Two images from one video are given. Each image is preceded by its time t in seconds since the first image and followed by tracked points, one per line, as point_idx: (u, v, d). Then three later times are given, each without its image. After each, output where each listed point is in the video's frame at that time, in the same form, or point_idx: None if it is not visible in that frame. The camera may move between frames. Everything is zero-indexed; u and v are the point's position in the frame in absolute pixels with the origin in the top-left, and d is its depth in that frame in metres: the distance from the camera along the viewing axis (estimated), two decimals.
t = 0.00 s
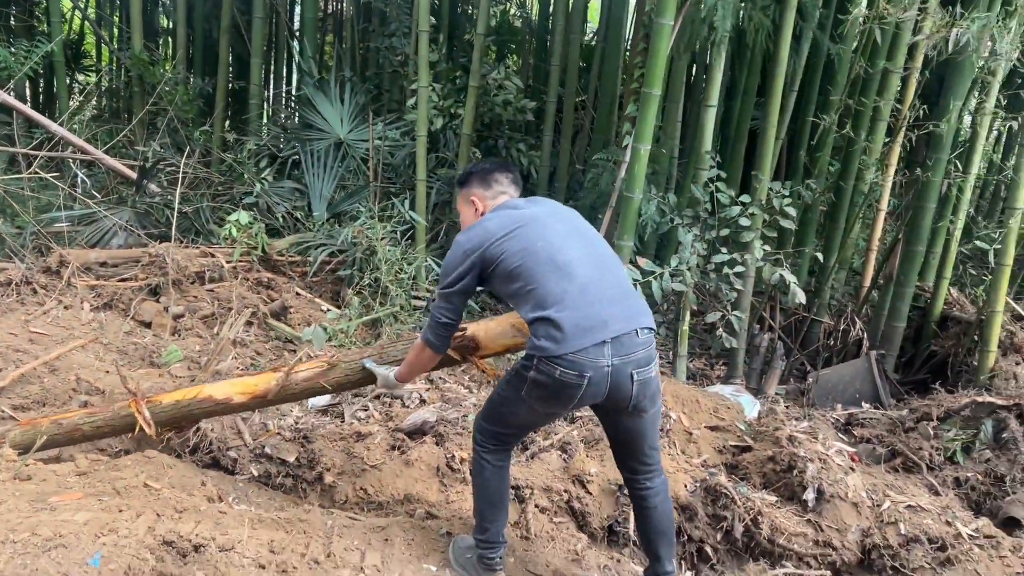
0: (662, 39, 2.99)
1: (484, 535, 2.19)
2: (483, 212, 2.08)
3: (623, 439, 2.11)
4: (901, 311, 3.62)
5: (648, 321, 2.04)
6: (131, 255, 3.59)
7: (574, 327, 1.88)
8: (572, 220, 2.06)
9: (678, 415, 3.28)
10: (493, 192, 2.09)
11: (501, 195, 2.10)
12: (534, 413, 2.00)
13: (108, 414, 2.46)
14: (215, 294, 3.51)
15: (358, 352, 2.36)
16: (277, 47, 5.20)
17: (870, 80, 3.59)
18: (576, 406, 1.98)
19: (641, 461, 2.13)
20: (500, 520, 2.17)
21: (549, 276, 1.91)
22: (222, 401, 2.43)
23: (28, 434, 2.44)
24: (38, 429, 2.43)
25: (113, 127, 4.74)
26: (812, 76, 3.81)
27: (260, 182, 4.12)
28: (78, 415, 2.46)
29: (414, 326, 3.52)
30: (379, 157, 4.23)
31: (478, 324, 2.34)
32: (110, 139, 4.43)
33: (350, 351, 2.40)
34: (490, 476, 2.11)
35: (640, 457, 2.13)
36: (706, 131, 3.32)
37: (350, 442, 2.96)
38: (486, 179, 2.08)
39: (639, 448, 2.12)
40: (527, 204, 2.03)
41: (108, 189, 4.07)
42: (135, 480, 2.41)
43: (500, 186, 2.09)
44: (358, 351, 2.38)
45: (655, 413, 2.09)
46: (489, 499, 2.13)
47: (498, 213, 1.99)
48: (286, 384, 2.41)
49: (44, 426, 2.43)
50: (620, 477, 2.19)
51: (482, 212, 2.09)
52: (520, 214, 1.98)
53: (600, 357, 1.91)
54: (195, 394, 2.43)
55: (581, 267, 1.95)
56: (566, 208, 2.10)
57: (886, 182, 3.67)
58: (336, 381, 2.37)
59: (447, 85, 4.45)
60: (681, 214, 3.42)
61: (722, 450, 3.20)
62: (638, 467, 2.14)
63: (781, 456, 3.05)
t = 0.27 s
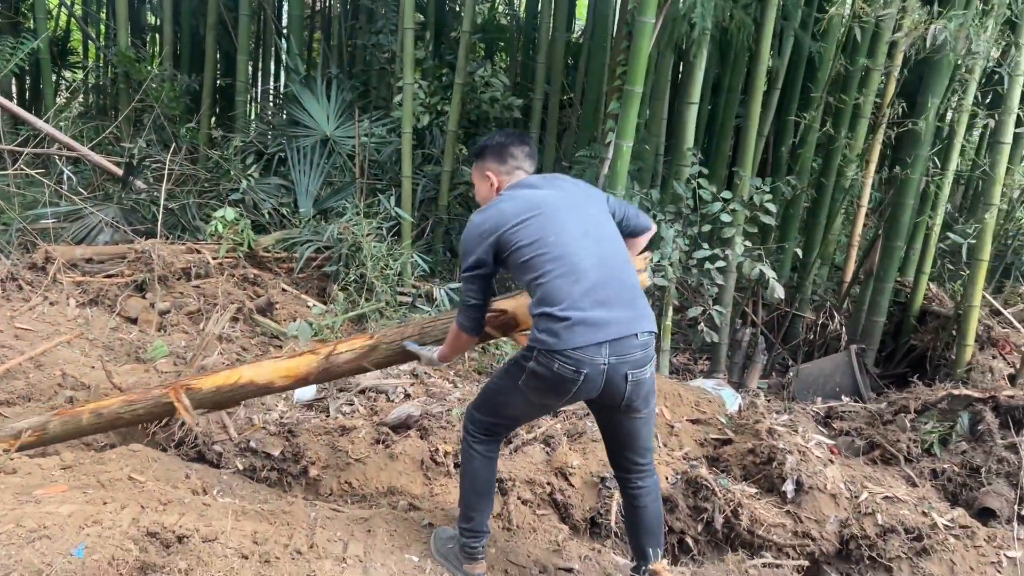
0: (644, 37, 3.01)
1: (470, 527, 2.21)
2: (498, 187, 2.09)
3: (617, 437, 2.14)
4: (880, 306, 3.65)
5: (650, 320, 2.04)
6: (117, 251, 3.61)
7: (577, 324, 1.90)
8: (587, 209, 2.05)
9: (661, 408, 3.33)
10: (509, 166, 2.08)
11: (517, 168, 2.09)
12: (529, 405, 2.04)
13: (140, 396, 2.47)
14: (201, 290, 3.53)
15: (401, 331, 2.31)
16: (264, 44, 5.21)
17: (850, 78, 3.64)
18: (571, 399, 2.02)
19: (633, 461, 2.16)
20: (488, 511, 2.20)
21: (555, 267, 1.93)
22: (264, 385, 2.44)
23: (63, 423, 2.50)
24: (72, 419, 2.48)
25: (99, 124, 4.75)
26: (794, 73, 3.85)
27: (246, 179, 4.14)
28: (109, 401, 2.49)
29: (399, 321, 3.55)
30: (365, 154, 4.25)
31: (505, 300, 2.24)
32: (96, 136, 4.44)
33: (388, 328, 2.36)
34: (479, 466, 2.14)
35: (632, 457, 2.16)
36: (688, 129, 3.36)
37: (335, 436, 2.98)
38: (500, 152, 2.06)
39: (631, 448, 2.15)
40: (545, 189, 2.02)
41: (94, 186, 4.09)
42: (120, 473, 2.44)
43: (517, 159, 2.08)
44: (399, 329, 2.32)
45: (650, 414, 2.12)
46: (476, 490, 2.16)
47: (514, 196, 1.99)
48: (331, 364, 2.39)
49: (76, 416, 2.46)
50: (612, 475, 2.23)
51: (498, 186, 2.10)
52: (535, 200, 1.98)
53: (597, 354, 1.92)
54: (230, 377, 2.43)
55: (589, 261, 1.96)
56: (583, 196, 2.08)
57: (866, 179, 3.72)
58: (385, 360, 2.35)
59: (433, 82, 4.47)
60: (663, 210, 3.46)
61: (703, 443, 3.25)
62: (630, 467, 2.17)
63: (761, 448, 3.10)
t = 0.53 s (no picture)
0: (621, 39, 3.03)
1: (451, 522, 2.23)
2: (518, 144, 2.02)
3: (601, 428, 2.14)
4: (856, 305, 3.70)
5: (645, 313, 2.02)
6: (98, 252, 3.63)
7: (567, 319, 1.90)
8: (603, 185, 1.96)
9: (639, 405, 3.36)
10: (526, 120, 1.99)
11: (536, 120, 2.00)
12: (518, 390, 2.06)
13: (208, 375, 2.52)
14: (182, 290, 3.55)
15: (469, 288, 2.29)
16: (248, 45, 5.22)
17: (827, 79, 3.67)
18: (558, 385, 2.03)
19: (614, 453, 2.15)
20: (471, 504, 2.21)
21: (556, 255, 1.89)
22: (336, 354, 2.44)
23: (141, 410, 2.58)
24: (147, 405, 2.56)
25: (81, 125, 4.75)
26: (773, 73, 3.89)
27: (228, 179, 4.16)
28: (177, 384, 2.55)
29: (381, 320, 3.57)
30: (348, 154, 4.27)
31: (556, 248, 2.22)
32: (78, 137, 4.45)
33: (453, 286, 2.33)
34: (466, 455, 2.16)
35: (614, 450, 2.15)
36: (666, 129, 3.39)
37: (315, 435, 3.00)
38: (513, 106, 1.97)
39: (614, 441, 2.14)
40: (561, 161, 1.93)
41: (76, 186, 4.10)
42: (97, 472, 2.44)
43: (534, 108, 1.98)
44: (466, 288, 2.29)
45: (635, 407, 2.11)
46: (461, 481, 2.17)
47: (529, 167, 1.90)
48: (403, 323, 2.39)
49: (148, 403, 2.54)
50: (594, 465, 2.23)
51: (517, 142, 2.03)
52: (549, 176, 1.89)
53: (586, 344, 1.92)
54: (298, 355, 2.44)
55: (592, 250, 1.91)
56: (603, 166, 1.97)
57: (843, 179, 3.76)
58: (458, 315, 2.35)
59: (416, 82, 4.49)
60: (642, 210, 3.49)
61: (681, 439, 3.28)
62: (612, 460, 2.17)
63: (737, 445, 3.14)
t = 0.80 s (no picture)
0: (591, 42, 3.05)
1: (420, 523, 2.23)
2: (500, 136, 2.15)
3: (569, 426, 2.15)
4: (824, 305, 3.75)
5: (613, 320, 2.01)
6: (65, 255, 3.60)
7: (526, 319, 1.94)
8: (576, 188, 1.97)
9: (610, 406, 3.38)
10: (507, 112, 2.13)
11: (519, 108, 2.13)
12: (485, 389, 2.07)
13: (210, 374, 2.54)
14: (151, 293, 3.52)
15: (471, 286, 2.40)
16: (220, 46, 5.19)
17: (794, 82, 3.72)
18: (526, 383, 2.05)
19: (581, 452, 2.16)
20: (438, 503, 2.22)
21: (520, 256, 1.94)
22: (338, 348, 2.49)
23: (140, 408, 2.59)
24: (150, 404, 2.56)
25: (49, 126, 4.70)
26: (742, 76, 3.93)
27: (199, 181, 4.14)
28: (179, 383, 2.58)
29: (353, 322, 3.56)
30: (320, 156, 4.26)
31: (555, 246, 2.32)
32: (46, 139, 4.41)
33: (454, 284, 2.44)
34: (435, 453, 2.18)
35: (581, 449, 2.16)
36: (635, 131, 3.41)
37: (284, 438, 2.99)
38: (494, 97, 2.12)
39: (582, 440, 2.15)
40: (534, 163, 1.96)
41: (43, 189, 4.06)
42: (61, 477, 2.40)
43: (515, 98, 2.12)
44: (467, 285, 2.41)
45: (604, 406, 2.11)
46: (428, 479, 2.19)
47: (502, 169, 1.96)
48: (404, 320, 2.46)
49: (151, 400, 2.55)
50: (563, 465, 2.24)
51: (500, 135, 2.16)
52: (519, 179, 1.94)
53: (547, 343, 1.94)
54: (303, 349, 2.47)
55: (557, 253, 1.94)
56: (578, 168, 1.99)
57: (810, 180, 3.81)
58: (458, 312, 2.44)
59: (389, 85, 4.49)
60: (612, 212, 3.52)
61: (651, 440, 3.30)
62: (579, 459, 2.17)
63: (706, 444, 3.16)
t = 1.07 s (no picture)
0: (576, 44, 3.07)
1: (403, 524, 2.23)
2: (459, 148, 2.09)
3: (538, 428, 2.15)
4: (810, 305, 3.78)
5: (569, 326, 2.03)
6: (50, 258, 3.59)
7: (481, 326, 1.97)
8: (530, 196, 1.99)
9: (597, 407, 3.39)
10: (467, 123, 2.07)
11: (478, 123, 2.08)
12: (450, 395, 2.09)
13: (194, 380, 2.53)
14: (137, 297, 3.51)
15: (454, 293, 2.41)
16: (207, 49, 5.19)
17: (779, 84, 3.74)
18: (488, 389, 2.06)
19: (553, 452, 2.16)
20: (416, 504, 2.22)
21: (475, 263, 1.97)
22: (323, 355, 2.51)
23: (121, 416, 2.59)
24: (132, 413, 2.57)
25: (33, 130, 4.68)
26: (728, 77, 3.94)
27: (185, 184, 4.13)
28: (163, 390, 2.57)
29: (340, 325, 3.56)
30: (307, 159, 4.26)
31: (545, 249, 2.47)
32: (30, 142, 4.39)
33: (437, 291, 2.45)
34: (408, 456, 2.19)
35: (552, 449, 2.16)
36: (622, 133, 3.42)
37: (271, 442, 2.98)
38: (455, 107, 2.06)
39: (552, 440, 2.15)
40: (489, 171, 1.99)
41: (28, 192, 4.04)
42: (45, 482, 2.39)
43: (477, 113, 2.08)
44: (450, 292, 2.42)
45: (571, 406, 2.11)
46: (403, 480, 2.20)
47: (457, 177, 1.99)
48: (387, 327, 2.47)
49: (133, 410, 2.55)
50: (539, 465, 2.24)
51: (459, 147, 2.10)
52: (473, 187, 1.97)
53: (504, 349, 1.96)
54: (286, 356, 2.50)
55: (511, 260, 1.96)
56: (533, 176, 2.00)
57: (796, 181, 3.83)
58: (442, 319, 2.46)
59: (376, 87, 4.50)
60: (599, 213, 3.53)
61: (638, 440, 3.31)
62: (553, 458, 2.17)
63: (693, 444, 3.17)
